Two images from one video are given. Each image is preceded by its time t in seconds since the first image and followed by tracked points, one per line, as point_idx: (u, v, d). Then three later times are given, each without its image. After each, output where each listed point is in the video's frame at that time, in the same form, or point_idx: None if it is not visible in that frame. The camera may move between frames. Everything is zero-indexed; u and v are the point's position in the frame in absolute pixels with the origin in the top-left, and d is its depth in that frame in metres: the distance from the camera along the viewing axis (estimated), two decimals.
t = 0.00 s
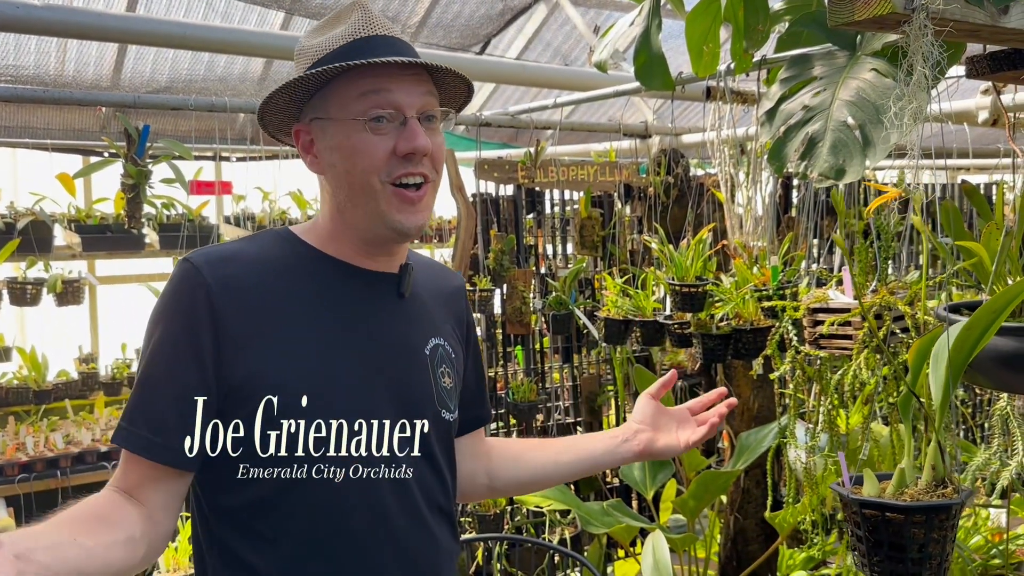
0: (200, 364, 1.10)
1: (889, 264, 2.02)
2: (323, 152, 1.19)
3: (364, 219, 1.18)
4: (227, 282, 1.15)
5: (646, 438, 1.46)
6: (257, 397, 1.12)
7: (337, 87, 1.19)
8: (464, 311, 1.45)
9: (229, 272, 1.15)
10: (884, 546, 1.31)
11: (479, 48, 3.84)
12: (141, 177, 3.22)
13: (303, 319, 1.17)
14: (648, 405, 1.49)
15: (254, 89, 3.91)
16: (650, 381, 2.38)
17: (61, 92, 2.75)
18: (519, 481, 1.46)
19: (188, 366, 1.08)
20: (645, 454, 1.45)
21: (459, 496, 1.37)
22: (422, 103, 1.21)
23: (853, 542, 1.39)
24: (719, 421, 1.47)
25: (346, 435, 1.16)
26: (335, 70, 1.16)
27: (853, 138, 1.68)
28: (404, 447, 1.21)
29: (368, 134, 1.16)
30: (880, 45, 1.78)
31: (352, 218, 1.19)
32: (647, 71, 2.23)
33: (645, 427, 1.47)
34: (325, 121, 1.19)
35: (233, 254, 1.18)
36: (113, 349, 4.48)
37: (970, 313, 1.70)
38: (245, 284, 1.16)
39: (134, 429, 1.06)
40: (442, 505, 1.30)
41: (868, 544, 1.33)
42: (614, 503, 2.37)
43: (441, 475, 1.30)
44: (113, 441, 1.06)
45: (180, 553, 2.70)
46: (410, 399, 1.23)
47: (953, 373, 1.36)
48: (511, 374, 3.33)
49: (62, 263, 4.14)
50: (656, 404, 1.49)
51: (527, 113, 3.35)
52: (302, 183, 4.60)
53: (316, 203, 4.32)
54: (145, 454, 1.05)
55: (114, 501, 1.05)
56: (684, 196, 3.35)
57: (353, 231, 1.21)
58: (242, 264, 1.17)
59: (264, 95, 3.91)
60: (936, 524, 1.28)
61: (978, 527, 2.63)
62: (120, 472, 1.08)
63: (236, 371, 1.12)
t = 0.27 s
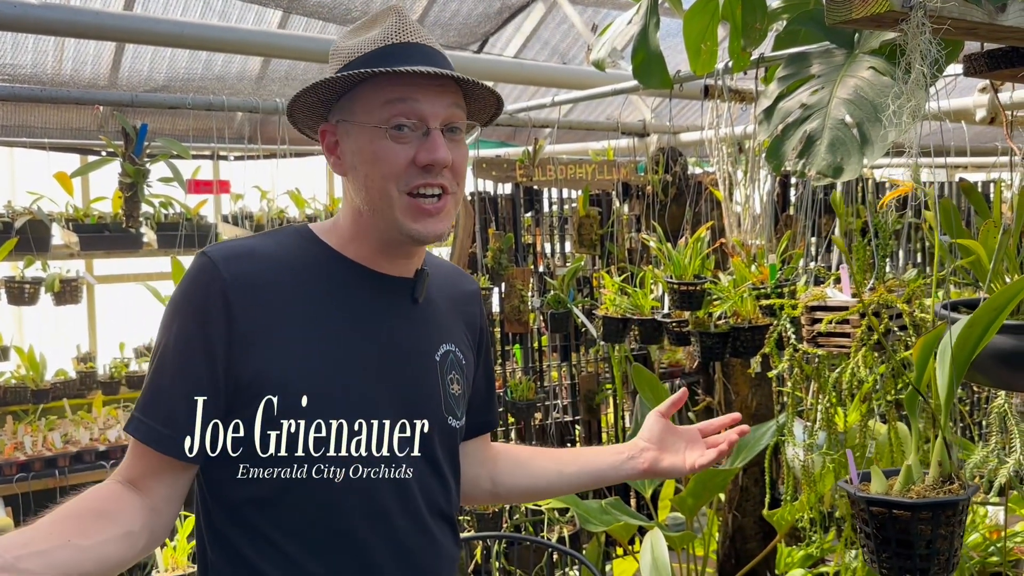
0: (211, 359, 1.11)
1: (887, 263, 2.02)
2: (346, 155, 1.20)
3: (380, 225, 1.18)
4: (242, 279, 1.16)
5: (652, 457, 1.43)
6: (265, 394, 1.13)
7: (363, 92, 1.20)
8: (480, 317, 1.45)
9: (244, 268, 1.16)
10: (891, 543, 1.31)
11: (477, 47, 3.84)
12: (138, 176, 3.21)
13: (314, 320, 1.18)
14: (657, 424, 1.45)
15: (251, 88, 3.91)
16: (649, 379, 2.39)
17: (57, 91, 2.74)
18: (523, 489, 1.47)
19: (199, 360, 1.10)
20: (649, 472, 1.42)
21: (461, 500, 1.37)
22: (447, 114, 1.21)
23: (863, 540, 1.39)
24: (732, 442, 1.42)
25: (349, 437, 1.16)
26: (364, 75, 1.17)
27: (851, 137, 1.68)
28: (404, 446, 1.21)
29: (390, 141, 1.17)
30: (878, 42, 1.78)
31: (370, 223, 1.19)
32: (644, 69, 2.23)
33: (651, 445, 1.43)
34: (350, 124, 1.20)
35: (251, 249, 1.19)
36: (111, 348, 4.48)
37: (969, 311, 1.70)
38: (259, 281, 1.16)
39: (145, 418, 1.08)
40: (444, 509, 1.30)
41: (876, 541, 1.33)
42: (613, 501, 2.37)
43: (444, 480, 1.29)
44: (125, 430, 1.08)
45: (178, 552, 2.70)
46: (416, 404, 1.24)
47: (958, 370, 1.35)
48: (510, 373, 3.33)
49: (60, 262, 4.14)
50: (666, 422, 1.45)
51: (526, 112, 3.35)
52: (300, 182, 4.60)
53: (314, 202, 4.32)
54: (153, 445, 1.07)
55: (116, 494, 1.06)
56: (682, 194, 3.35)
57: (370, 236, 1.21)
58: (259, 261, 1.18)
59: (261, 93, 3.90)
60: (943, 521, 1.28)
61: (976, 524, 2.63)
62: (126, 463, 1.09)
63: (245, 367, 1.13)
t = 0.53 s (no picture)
0: (218, 355, 1.12)
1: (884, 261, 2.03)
2: (358, 154, 1.20)
3: (390, 226, 1.18)
4: (252, 276, 1.16)
5: (661, 463, 1.42)
6: (272, 391, 1.14)
7: (375, 91, 1.20)
8: (488, 319, 1.46)
9: (255, 265, 1.17)
10: (888, 540, 1.32)
11: (474, 45, 3.84)
12: (135, 175, 3.21)
13: (321, 319, 1.18)
14: (668, 430, 1.44)
15: (248, 86, 3.90)
16: (646, 376, 2.39)
17: (52, 89, 2.73)
18: (529, 491, 1.47)
19: (206, 356, 1.11)
20: (658, 481, 1.41)
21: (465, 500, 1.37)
22: (458, 116, 1.21)
23: (860, 537, 1.40)
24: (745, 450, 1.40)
25: (354, 437, 1.16)
26: (376, 74, 1.17)
27: (847, 135, 1.68)
28: (404, 446, 1.21)
29: (401, 141, 1.17)
30: (874, 40, 1.78)
31: (380, 223, 1.20)
32: (641, 67, 2.23)
33: (660, 453, 1.42)
34: (362, 124, 1.20)
35: (262, 246, 1.20)
36: (109, 347, 4.48)
37: (965, 308, 1.70)
38: (268, 278, 1.17)
39: (152, 412, 1.08)
40: (448, 510, 1.30)
41: (874, 537, 1.34)
42: (610, 499, 2.37)
43: (449, 482, 1.29)
44: (132, 423, 1.09)
45: (176, 550, 2.70)
46: (421, 405, 1.24)
47: (954, 368, 1.36)
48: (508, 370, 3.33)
49: (57, 261, 4.14)
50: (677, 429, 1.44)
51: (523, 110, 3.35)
52: (298, 181, 4.60)
53: (311, 201, 4.32)
54: (160, 440, 1.08)
55: (123, 487, 1.06)
56: (679, 192, 3.36)
57: (381, 236, 1.21)
58: (268, 258, 1.19)
59: (259, 91, 3.90)
60: (940, 518, 1.28)
61: (973, 522, 2.64)
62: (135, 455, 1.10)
63: (252, 364, 1.14)
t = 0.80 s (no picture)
0: (221, 350, 1.13)
1: (879, 259, 2.03)
2: (360, 148, 1.21)
3: (390, 220, 1.19)
4: (255, 272, 1.17)
5: (660, 450, 1.42)
6: (274, 388, 1.14)
7: (378, 86, 1.21)
8: (493, 317, 1.45)
9: (258, 260, 1.18)
10: (873, 537, 1.32)
11: (471, 43, 3.84)
12: (131, 173, 3.20)
13: (324, 316, 1.18)
14: (668, 416, 1.44)
15: (245, 84, 3.90)
16: (642, 374, 2.39)
17: (47, 88, 2.73)
18: (531, 490, 1.47)
19: (209, 351, 1.12)
20: (659, 468, 1.41)
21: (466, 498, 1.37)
22: (460, 112, 1.21)
23: (844, 533, 1.40)
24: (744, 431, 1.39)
25: (355, 436, 1.16)
26: (378, 67, 1.18)
27: (842, 132, 1.68)
28: (404, 447, 1.21)
29: (401, 135, 1.17)
30: (868, 38, 1.79)
31: (381, 217, 1.20)
32: (637, 65, 2.23)
33: (662, 440, 1.42)
34: (364, 119, 1.21)
35: (266, 242, 1.20)
36: (107, 346, 4.49)
37: (958, 305, 1.71)
38: (272, 274, 1.18)
39: (155, 406, 1.09)
40: (450, 509, 1.30)
41: (858, 534, 1.34)
42: (607, 497, 2.38)
43: (450, 481, 1.29)
44: (136, 417, 1.10)
45: (173, 548, 2.70)
46: (423, 404, 1.24)
47: (941, 365, 1.37)
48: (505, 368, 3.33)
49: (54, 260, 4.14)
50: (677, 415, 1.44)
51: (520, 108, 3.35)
52: (295, 179, 4.60)
53: (309, 199, 4.32)
54: (163, 433, 1.09)
55: (125, 473, 1.08)
56: (676, 190, 3.36)
57: (382, 231, 1.22)
58: (272, 254, 1.19)
59: (255, 90, 3.90)
60: (924, 515, 1.29)
61: (969, 519, 2.64)
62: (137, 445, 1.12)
63: (254, 361, 1.14)
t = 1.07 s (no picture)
0: (219, 349, 1.12)
1: (875, 256, 2.03)
2: (359, 141, 1.21)
3: (387, 213, 1.19)
4: (252, 271, 1.17)
5: (654, 460, 1.43)
6: (272, 386, 1.13)
7: (378, 80, 1.21)
8: (491, 314, 1.46)
9: (256, 259, 1.18)
10: (863, 531, 1.32)
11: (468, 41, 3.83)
12: (127, 171, 3.20)
13: (321, 314, 1.18)
14: (664, 426, 1.44)
15: (242, 83, 3.90)
16: (638, 371, 2.40)
17: (43, 86, 2.73)
18: (523, 491, 1.47)
19: (207, 349, 1.11)
20: (652, 477, 1.42)
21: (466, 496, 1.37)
22: (459, 107, 1.21)
23: (835, 528, 1.40)
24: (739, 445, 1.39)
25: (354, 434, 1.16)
26: (379, 59, 1.18)
27: (837, 129, 1.68)
28: (403, 445, 1.21)
29: (400, 127, 1.17)
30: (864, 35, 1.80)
31: (378, 210, 1.20)
32: (633, 63, 2.23)
33: (655, 450, 1.43)
34: (363, 112, 1.21)
35: (262, 241, 1.20)
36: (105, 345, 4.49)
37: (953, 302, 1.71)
38: (269, 273, 1.18)
39: (153, 406, 1.09)
40: (449, 507, 1.30)
41: (849, 530, 1.35)
42: (604, 494, 2.38)
43: (450, 479, 1.30)
44: (134, 417, 1.09)
45: (170, 546, 2.70)
46: (422, 402, 1.24)
47: (934, 361, 1.38)
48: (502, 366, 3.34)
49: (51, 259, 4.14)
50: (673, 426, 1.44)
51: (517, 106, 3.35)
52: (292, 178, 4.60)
53: (306, 197, 4.32)
54: (160, 434, 1.08)
55: (125, 475, 1.07)
56: (673, 188, 3.36)
57: (379, 225, 1.22)
58: (269, 254, 1.19)
59: (252, 88, 3.89)
60: (914, 510, 1.29)
61: (965, 516, 2.65)
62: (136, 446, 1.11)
63: (253, 359, 1.14)
